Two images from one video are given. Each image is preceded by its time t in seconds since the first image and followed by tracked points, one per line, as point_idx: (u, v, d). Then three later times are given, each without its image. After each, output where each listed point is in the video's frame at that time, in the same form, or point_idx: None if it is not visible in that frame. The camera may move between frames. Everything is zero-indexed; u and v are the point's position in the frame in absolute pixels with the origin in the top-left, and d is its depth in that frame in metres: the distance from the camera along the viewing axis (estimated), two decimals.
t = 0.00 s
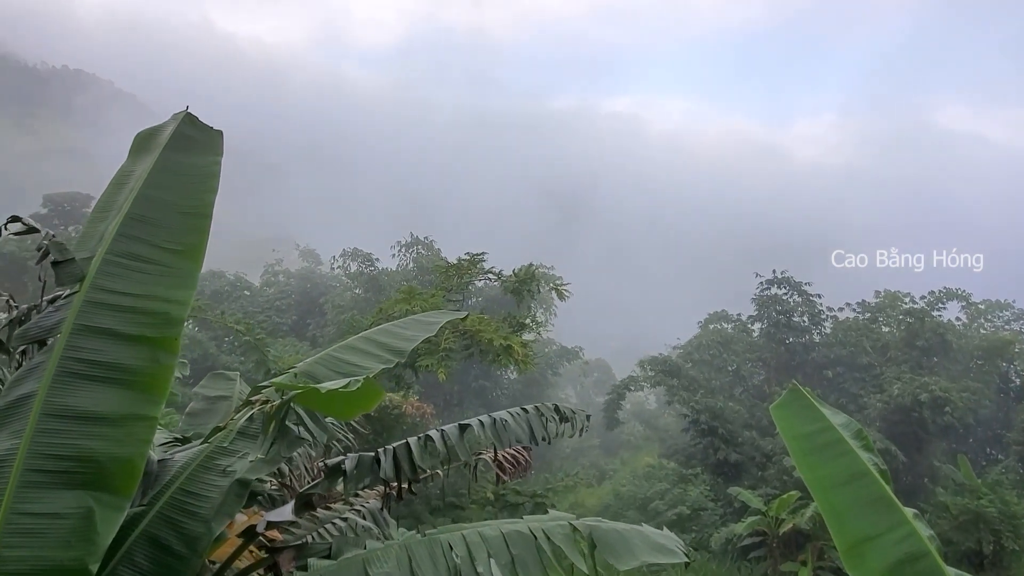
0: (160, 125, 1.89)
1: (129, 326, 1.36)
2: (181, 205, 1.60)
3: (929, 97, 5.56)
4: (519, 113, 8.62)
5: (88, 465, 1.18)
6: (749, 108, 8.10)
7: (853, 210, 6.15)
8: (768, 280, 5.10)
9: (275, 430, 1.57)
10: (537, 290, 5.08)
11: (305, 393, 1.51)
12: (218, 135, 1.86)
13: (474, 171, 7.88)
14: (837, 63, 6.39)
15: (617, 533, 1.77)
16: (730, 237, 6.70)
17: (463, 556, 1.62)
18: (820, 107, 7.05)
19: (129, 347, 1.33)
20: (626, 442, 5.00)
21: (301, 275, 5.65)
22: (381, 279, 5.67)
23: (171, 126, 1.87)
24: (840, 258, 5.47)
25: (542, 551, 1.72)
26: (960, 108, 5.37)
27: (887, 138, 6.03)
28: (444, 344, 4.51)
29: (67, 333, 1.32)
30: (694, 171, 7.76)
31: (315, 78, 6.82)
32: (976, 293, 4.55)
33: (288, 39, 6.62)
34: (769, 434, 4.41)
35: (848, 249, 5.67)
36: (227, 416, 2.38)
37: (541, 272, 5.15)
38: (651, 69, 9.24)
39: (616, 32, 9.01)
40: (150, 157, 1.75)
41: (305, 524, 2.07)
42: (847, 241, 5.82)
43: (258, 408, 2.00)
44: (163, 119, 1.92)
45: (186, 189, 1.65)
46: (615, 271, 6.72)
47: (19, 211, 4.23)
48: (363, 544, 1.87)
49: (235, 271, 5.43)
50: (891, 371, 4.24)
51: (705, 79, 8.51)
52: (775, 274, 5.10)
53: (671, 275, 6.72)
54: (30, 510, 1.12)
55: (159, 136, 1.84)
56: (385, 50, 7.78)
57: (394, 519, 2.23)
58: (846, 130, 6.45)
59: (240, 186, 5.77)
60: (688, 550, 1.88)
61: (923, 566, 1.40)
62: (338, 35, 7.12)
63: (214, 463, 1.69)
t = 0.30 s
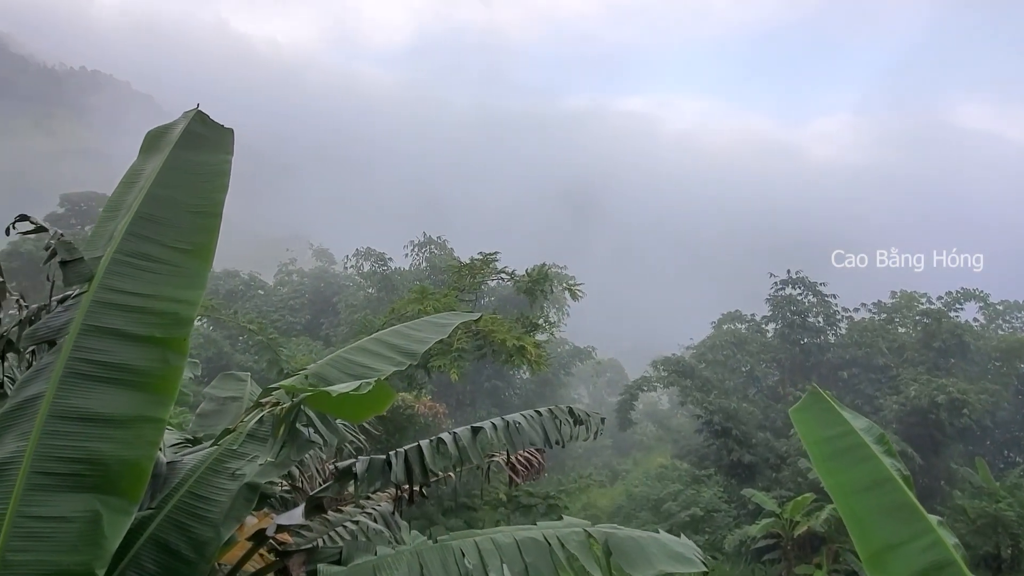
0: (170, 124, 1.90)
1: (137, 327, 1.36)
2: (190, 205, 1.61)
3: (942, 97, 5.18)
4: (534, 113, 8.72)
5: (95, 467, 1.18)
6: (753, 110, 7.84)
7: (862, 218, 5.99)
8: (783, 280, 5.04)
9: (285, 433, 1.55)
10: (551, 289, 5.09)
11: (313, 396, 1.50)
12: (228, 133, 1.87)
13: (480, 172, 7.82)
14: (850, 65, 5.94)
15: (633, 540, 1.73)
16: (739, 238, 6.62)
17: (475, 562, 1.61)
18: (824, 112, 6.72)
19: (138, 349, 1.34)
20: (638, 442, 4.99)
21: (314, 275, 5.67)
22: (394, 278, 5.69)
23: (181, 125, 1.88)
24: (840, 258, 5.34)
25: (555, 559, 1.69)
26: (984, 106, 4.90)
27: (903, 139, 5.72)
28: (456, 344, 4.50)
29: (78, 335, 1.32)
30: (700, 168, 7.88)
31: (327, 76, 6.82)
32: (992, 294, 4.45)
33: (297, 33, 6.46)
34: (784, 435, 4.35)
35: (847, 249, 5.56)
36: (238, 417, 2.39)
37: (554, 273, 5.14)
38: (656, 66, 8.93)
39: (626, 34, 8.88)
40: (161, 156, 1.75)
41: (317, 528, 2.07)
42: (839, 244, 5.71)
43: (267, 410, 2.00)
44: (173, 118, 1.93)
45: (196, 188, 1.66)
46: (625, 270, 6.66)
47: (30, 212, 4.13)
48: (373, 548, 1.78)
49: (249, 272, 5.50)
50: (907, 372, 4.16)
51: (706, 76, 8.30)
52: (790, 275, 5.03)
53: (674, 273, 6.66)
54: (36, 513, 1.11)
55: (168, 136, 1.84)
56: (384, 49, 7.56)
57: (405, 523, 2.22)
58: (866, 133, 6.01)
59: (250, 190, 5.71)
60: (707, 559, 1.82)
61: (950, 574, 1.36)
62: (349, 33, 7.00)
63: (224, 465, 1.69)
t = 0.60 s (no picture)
0: (187, 123, 1.92)
1: (152, 328, 1.38)
2: (206, 205, 1.63)
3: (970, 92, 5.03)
4: (546, 110, 8.58)
5: (110, 471, 1.19)
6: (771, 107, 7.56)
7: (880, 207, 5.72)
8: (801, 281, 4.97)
9: (302, 438, 1.57)
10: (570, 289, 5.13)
11: (330, 401, 1.51)
12: (244, 133, 1.88)
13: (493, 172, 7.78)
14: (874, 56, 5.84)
15: (656, 550, 1.69)
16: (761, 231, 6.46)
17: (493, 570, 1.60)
18: (840, 107, 6.56)
19: (152, 351, 1.35)
20: (655, 442, 4.87)
21: (331, 274, 5.70)
22: (410, 278, 5.73)
23: (197, 125, 1.90)
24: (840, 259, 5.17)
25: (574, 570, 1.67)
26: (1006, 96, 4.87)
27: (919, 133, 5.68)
28: (474, 345, 4.56)
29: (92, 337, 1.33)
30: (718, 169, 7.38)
31: (345, 75, 6.98)
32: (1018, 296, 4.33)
33: (314, 33, 6.88)
34: (803, 437, 4.28)
35: (848, 248, 5.36)
36: (254, 420, 2.41)
37: (573, 273, 5.20)
38: (671, 63, 8.76)
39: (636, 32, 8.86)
40: (177, 156, 1.77)
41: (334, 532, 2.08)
42: (868, 236, 5.53)
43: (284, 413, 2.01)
44: (190, 117, 1.95)
45: (211, 188, 1.67)
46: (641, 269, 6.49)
47: (52, 212, 4.10)
48: (390, 557, 1.86)
49: (269, 271, 5.46)
50: (929, 375, 4.08)
51: (706, 76, 8.34)
52: (809, 275, 4.94)
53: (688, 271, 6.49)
54: (51, 518, 1.13)
55: (185, 136, 1.86)
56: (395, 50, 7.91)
57: (422, 528, 2.19)
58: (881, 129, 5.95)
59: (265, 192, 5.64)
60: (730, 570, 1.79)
61: None
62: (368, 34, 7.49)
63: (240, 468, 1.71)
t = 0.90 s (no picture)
0: (203, 124, 1.94)
1: (167, 330, 1.39)
2: (221, 205, 1.64)
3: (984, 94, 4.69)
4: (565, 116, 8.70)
5: (125, 473, 1.20)
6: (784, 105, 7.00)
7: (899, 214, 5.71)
8: (818, 281, 4.88)
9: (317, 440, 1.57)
10: (584, 290, 5.16)
11: (347, 403, 1.51)
12: (260, 133, 1.91)
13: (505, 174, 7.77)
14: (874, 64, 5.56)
15: (677, 559, 1.69)
16: (777, 235, 6.37)
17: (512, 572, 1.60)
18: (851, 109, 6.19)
19: (168, 354, 1.36)
20: (668, 444, 4.81)
21: (345, 274, 5.74)
22: (425, 279, 5.80)
23: (214, 124, 1.91)
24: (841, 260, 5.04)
25: None
26: (1016, 103, 4.57)
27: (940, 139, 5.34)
28: (489, 347, 4.59)
29: (108, 339, 1.35)
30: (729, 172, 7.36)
31: (358, 78, 6.83)
32: None
33: (329, 37, 6.48)
34: (818, 439, 4.23)
35: (849, 249, 5.22)
36: (269, 422, 2.42)
37: (586, 274, 5.24)
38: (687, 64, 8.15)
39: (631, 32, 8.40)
40: (193, 156, 1.79)
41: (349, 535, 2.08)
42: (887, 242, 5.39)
43: (299, 415, 2.01)
44: (206, 117, 1.97)
45: (228, 187, 1.69)
46: (652, 270, 6.40)
47: (70, 212, 4.15)
48: (406, 561, 1.85)
49: (283, 271, 5.49)
50: (948, 377, 4.02)
51: (706, 76, 7.95)
52: (826, 275, 4.87)
53: (701, 277, 6.35)
54: (64, 520, 1.13)
55: (201, 136, 1.88)
56: (413, 50, 7.39)
57: (437, 530, 2.22)
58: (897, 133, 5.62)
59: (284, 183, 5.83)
60: None
61: None
62: (378, 34, 6.93)
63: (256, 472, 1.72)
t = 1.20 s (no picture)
0: (216, 122, 1.95)
1: (180, 330, 1.40)
2: (234, 205, 1.65)
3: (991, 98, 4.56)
4: (569, 117, 8.48)
5: (137, 474, 1.21)
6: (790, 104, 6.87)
7: (906, 211, 5.37)
8: (831, 282, 4.79)
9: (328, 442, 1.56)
10: (594, 290, 5.15)
11: (357, 405, 1.50)
12: (273, 133, 1.93)
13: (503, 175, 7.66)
14: (900, 57, 5.20)
15: (692, 564, 1.67)
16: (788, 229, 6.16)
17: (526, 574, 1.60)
18: (857, 109, 6.03)
19: (180, 354, 1.37)
20: (679, 444, 4.83)
21: (356, 274, 5.77)
22: (435, 278, 5.85)
23: (227, 123, 1.93)
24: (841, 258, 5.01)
25: None
26: None
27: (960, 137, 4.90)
28: (500, 348, 4.56)
29: (121, 339, 1.36)
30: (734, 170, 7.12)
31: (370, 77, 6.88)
32: None
33: (336, 36, 6.62)
34: (830, 441, 4.16)
35: (848, 248, 5.17)
36: (281, 423, 2.42)
37: (596, 274, 5.19)
38: (700, 63, 7.97)
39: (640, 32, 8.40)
40: (205, 154, 1.81)
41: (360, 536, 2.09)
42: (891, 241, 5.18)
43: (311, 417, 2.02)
44: (218, 116, 1.99)
45: (241, 186, 1.71)
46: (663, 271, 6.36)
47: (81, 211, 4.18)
48: (417, 563, 1.82)
49: (294, 271, 5.51)
50: (962, 378, 3.96)
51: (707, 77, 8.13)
52: (838, 278, 4.77)
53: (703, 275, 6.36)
54: (77, 521, 1.14)
55: (213, 135, 1.90)
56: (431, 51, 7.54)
57: (448, 532, 2.23)
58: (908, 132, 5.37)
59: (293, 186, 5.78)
60: None
61: None
62: (391, 35, 7.05)
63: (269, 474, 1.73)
